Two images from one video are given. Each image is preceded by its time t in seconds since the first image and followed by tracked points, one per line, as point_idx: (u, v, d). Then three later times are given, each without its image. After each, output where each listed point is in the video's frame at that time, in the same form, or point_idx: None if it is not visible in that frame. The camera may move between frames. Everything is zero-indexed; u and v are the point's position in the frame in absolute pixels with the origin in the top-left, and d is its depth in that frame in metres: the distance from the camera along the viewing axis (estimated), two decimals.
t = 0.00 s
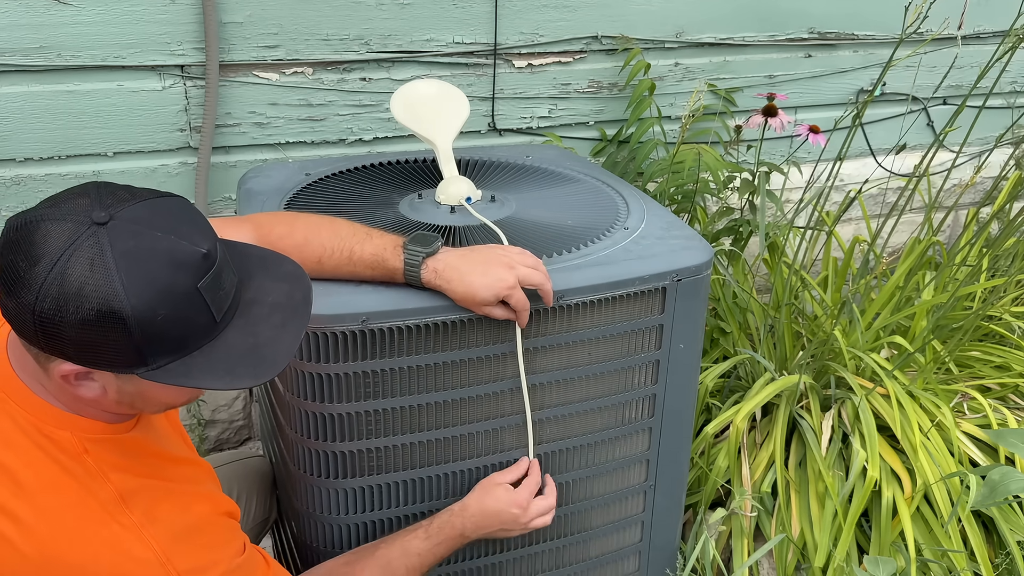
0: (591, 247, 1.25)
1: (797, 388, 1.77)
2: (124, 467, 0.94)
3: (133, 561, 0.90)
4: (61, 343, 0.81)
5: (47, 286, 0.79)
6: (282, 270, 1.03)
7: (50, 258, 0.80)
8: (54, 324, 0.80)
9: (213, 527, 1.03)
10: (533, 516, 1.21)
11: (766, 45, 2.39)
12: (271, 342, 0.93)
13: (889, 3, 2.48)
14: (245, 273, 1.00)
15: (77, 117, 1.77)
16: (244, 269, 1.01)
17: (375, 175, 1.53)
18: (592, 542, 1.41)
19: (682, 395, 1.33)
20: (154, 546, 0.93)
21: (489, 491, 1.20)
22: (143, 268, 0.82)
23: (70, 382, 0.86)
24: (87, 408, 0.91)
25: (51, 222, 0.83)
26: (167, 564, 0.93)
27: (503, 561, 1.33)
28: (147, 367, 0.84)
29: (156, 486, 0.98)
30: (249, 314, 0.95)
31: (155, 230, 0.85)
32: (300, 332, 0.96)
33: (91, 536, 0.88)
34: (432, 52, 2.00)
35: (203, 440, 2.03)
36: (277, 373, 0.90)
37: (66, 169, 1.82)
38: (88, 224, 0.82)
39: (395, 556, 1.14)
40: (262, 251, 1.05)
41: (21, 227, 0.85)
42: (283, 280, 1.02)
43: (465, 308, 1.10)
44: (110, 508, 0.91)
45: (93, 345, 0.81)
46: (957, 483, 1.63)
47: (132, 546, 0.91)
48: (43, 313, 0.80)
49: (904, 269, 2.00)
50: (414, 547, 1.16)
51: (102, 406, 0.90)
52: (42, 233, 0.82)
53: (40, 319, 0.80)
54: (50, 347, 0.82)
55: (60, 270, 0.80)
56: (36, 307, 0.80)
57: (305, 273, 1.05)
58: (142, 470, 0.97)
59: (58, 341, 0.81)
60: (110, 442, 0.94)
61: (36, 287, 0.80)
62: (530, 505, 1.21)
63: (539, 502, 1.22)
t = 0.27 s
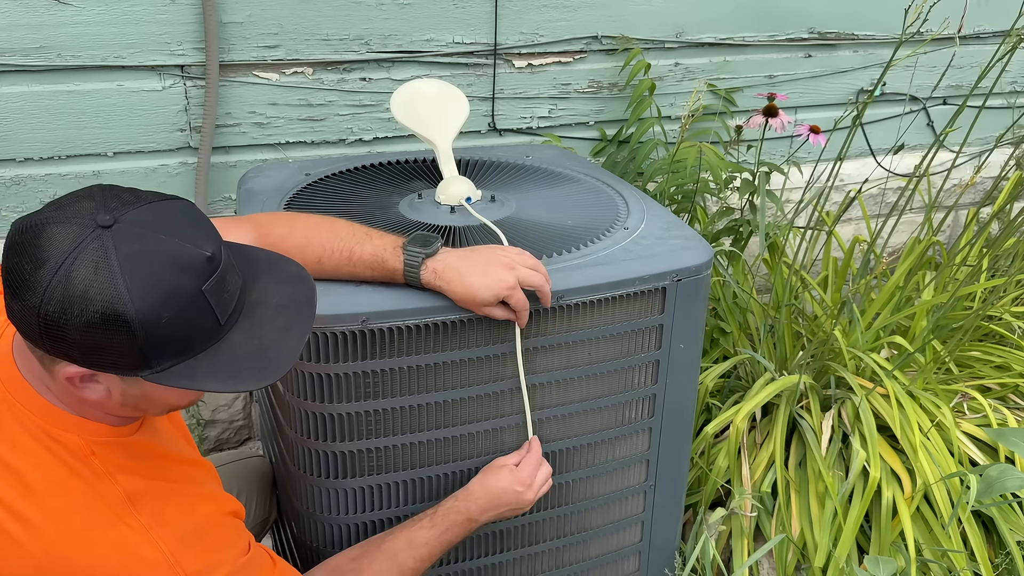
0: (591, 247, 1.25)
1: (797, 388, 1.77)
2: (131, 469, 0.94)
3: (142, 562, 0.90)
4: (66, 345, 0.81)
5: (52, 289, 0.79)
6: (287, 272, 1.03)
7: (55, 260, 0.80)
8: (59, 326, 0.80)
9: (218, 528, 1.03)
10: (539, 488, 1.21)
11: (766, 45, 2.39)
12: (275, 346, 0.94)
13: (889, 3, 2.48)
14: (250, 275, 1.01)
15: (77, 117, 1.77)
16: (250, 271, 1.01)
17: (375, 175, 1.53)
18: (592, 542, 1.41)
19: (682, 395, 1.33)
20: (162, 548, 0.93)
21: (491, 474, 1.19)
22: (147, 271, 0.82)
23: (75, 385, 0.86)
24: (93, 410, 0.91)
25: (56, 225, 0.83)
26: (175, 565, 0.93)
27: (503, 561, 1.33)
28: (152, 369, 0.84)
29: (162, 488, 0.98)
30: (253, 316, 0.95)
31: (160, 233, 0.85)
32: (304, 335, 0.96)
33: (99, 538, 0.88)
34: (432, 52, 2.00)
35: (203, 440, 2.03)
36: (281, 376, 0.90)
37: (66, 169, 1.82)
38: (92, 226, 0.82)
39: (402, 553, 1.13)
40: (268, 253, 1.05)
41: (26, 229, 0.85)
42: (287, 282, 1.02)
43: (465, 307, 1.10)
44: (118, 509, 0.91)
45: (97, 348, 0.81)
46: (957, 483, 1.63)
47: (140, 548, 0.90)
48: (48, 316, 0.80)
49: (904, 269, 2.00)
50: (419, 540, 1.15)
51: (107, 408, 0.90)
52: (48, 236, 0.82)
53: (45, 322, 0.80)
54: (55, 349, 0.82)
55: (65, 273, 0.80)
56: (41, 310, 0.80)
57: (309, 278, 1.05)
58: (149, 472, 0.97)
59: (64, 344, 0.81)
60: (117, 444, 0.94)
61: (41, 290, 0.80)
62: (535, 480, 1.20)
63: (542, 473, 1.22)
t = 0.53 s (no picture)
0: (591, 247, 1.25)
1: (797, 388, 1.77)
2: (130, 465, 0.94)
3: (140, 558, 0.89)
4: (69, 333, 0.81)
5: (55, 275, 0.80)
6: (287, 263, 1.03)
7: (58, 248, 0.80)
8: (61, 313, 0.80)
9: (218, 524, 1.02)
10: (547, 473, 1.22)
11: (766, 45, 2.39)
12: (276, 332, 0.93)
13: (889, 3, 2.48)
14: (250, 265, 1.01)
15: (77, 117, 1.77)
16: (249, 261, 1.01)
17: (375, 175, 1.53)
18: (591, 542, 1.41)
19: (682, 395, 1.33)
20: (161, 543, 0.92)
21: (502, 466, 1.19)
22: (150, 256, 0.82)
23: (77, 374, 0.86)
24: (94, 403, 0.91)
25: (58, 213, 0.83)
26: (174, 561, 0.92)
27: (503, 561, 1.33)
28: (154, 355, 0.84)
29: (161, 484, 0.97)
30: (253, 304, 0.95)
31: (161, 220, 0.85)
32: (305, 322, 0.96)
33: (97, 533, 0.87)
34: (432, 52, 2.00)
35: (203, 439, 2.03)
36: (283, 361, 0.90)
37: (66, 169, 1.82)
38: (94, 213, 0.82)
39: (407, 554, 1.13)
40: (270, 245, 1.05)
41: (28, 218, 0.85)
42: (288, 272, 1.02)
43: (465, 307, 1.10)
44: (116, 504, 0.90)
45: (100, 335, 0.81)
46: (957, 483, 1.63)
47: (138, 543, 0.90)
48: (51, 303, 0.80)
49: (904, 269, 2.00)
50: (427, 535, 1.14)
51: (108, 399, 0.90)
52: (49, 224, 0.82)
53: (48, 309, 0.80)
54: (57, 338, 0.82)
55: (68, 260, 0.80)
56: (43, 297, 0.80)
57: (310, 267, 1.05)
58: (148, 468, 0.97)
59: (66, 332, 0.81)
60: (117, 439, 0.94)
61: (44, 277, 0.80)
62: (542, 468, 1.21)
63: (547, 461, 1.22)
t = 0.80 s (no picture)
0: (591, 247, 1.25)
1: (796, 388, 1.77)
2: (108, 462, 0.94)
3: (115, 554, 0.88)
4: (55, 325, 0.82)
5: (42, 266, 0.81)
6: (274, 261, 1.03)
7: (45, 240, 0.82)
8: (47, 305, 0.81)
9: (201, 517, 1.00)
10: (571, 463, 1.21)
11: (766, 45, 2.39)
12: (262, 329, 0.94)
13: (889, 3, 2.48)
14: (237, 261, 1.01)
15: (77, 117, 1.77)
16: (236, 258, 1.01)
17: (375, 175, 1.53)
18: (592, 542, 1.41)
19: (682, 395, 1.33)
20: (137, 538, 0.91)
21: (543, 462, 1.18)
22: (137, 249, 0.83)
23: (61, 369, 0.87)
24: (79, 400, 0.92)
25: (46, 206, 0.84)
26: (151, 555, 0.91)
27: (504, 561, 1.33)
28: (139, 350, 0.85)
29: (139, 479, 0.97)
30: (241, 301, 0.96)
31: (150, 214, 0.86)
32: (292, 321, 0.97)
33: (72, 530, 0.87)
34: (432, 52, 2.00)
35: (203, 439, 2.03)
36: (269, 358, 0.91)
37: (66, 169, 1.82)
38: (82, 206, 0.83)
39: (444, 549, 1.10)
40: (256, 243, 1.05)
41: (15, 211, 0.86)
42: (275, 270, 1.02)
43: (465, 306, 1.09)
44: (92, 501, 0.90)
45: (86, 327, 0.82)
46: (957, 483, 1.63)
47: (114, 539, 0.89)
48: (37, 295, 0.81)
49: (904, 269, 2.00)
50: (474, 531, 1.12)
51: (91, 394, 0.91)
52: (37, 216, 0.83)
53: (34, 301, 0.81)
54: (43, 329, 0.83)
55: (55, 252, 0.81)
56: (30, 288, 0.81)
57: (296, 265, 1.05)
58: (127, 464, 0.97)
59: (53, 324, 0.82)
60: (98, 437, 0.95)
61: (30, 268, 0.81)
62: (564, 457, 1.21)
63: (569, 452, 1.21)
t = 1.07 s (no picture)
0: (591, 247, 1.25)
1: (797, 388, 1.77)
2: (102, 463, 0.94)
3: (109, 555, 0.89)
4: (43, 321, 0.82)
5: (28, 261, 0.81)
6: (264, 254, 1.05)
7: (31, 234, 0.82)
8: (35, 300, 0.81)
9: (196, 518, 1.00)
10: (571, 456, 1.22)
11: (766, 45, 2.39)
12: (254, 320, 0.95)
13: (889, 3, 2.49)
14: (227, 255, 1.02)
15: (77, 117, 1.77)
16: (227, 252, 1.03)
17: (375, 175, 1.53)
18: (592, 542, 1.41)
19: (682, 395, 1.33)
20: (132, 539, 0.91)
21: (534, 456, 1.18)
22: (123, 241, 0.83)
23: (52, 365, 0.87)
24: (71, 396, 0.92)
25: (31, 201, 0.84)
26: (144, 557, 0.91)
27: (504, 561, 1.33)
28: (129, 344, 0.85)
29: (133, 481, 0.97)
30: (231, 294, 0.96)
31: (135, 206, 0.87)
32: (283, 312, 0.98)
33: (65, 532, 0.87)
34: (432, 52, 2.00)
35: (203, 439, 2.03)
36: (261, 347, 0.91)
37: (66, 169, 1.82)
38: (67, 200, 0.84)
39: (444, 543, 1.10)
40: (248, 237, 1.07)
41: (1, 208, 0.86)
42: (265, 262, 1.03)
43: (465, 305, 1.09)
44: (86, 502, 0.90)
45: (74, 321, 0.82)
46: (957, 483, 1.63)
47: (108, 541, 0.89)
48: (24, 290, 0.81)
49: (904, 269, 2.00)
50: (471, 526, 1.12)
51: (84, 390, 0.91)
52: (23, 212, 0.84)
53: (21, 296, 0.81)
54: (32, 325, 0.83)
55: (41, 246, 0.81)
56: (17, 284, 0.81)
57: (286, 257, 1.07)
58: (120, 466, 0.97)
59: (40, 319, 0.82)
60: (91, 437, 0.95)
61: (17, 263, 0.81)
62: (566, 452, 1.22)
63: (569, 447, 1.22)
